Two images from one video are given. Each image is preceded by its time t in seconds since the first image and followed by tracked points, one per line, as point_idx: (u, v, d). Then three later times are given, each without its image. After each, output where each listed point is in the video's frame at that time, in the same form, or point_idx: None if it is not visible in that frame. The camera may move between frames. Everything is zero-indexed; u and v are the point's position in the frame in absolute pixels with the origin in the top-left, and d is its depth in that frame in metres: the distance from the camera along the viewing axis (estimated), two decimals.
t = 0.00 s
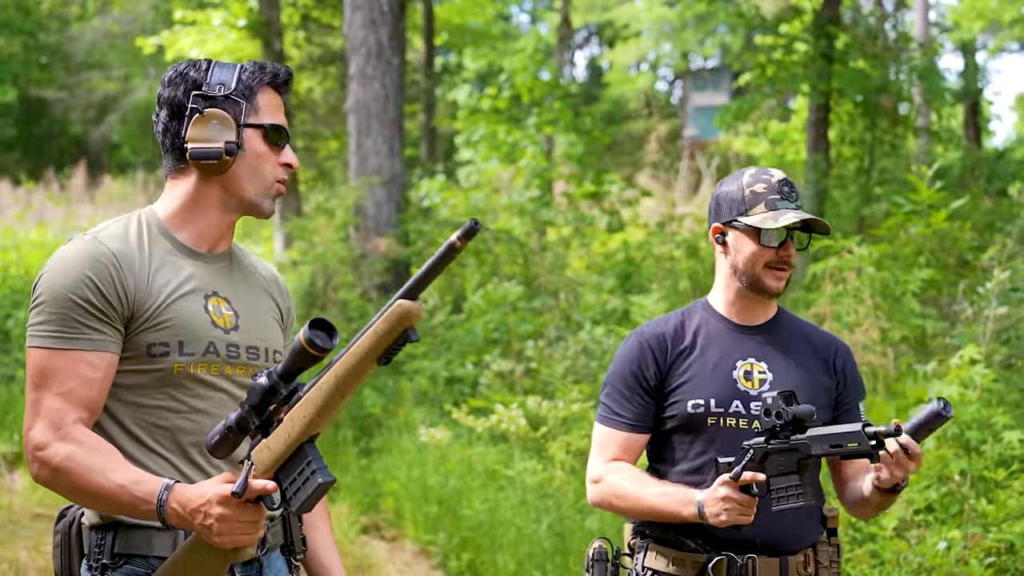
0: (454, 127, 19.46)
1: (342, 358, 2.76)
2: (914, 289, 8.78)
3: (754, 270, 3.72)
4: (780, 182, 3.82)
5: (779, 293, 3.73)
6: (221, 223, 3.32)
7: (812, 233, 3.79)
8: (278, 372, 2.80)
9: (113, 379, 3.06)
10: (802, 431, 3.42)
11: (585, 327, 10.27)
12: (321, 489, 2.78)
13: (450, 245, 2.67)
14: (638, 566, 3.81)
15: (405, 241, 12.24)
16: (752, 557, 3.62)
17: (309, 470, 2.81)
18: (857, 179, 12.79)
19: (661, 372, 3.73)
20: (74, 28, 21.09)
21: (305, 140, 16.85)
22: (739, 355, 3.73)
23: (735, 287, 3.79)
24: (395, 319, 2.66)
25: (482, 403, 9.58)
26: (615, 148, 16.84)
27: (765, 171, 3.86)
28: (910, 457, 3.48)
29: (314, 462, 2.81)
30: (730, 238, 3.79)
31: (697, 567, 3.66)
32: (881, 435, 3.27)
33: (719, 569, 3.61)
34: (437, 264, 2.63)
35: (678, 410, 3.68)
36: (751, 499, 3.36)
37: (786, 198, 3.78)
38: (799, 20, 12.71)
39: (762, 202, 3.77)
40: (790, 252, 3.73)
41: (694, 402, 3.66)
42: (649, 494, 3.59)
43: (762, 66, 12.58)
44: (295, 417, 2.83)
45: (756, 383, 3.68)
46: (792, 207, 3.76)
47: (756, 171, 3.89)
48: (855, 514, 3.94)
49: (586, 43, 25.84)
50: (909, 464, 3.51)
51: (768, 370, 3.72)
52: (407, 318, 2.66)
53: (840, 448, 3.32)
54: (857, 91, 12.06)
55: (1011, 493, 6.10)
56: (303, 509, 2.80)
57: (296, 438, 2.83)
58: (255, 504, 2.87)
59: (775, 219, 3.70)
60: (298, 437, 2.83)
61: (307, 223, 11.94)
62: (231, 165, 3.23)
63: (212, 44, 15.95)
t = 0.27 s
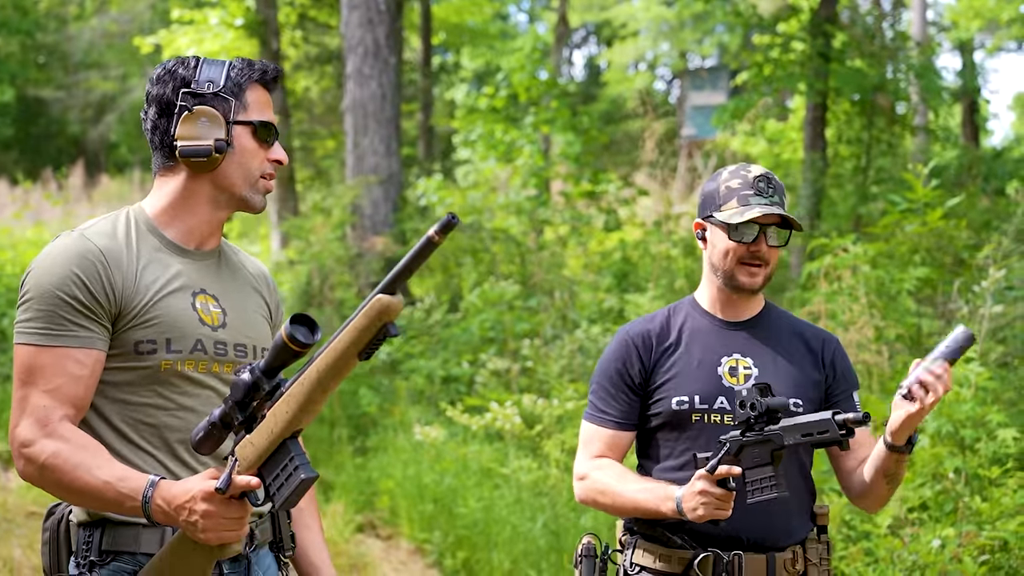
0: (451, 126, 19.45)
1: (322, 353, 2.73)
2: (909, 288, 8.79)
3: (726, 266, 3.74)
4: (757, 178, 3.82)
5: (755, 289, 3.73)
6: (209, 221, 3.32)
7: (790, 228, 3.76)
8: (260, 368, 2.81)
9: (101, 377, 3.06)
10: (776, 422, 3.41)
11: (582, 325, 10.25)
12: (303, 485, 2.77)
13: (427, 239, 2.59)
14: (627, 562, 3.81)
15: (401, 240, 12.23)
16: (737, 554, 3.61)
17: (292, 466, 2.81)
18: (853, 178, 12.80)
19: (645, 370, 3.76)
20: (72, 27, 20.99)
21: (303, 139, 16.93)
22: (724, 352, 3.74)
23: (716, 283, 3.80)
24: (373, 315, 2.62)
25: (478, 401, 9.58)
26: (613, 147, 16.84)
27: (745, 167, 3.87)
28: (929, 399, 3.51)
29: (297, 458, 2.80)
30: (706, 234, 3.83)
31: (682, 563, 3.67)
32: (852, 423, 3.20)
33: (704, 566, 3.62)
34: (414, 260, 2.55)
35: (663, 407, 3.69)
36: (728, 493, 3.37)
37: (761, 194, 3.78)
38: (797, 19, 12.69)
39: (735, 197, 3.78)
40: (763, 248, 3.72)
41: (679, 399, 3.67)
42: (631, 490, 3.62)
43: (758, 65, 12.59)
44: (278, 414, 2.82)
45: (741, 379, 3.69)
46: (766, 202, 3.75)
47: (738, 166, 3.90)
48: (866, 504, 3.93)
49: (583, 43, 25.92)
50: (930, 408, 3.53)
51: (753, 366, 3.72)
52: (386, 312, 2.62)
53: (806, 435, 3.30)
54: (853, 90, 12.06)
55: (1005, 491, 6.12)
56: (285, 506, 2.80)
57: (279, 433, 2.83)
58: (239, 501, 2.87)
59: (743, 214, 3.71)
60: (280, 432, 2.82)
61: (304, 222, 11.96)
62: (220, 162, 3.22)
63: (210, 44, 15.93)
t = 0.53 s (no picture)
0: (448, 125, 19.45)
1: (303, 347, 2.75)
2: (902, 286, 8.80)
3: (704, 268, 3.75)
4: (740, 184, 3.83)
5: (732, 293, 3.72)
6: (195, 218, 3.32)
7: (770, 236, 3.75)
8: (242, 363, 2.82)
9: (85, 374, 3.06)
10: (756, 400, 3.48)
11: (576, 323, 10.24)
12: (284, 480, 2.78)
13: (406, 232, 2.63)
14: (611, 559, 3.83)
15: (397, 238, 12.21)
16: (720, 551, 3.62)
17: (273, 460, 2.81)
18: (848, 177, 12.80)
19: (626, 367, 3.78)
20: (69, 26, 21.03)
21: (298, 138, 17.07)
22: (705, 348, 3.75)
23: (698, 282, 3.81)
24: (353, 307, 2.63)
25: (471, 400, 9.59)
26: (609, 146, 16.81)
27: (730, 171, 3.88)
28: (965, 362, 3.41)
29: (278, 452, 2.80)
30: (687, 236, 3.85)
31: (665, 558, 3.68)
32: (836, 390, 3.32)
33: (686, 563, 3.63)
34: (391, 251, 2.59)
35: (643, 404, 3.71)
36: (705, 480, 3.42)
37: (742, 199, 3.78)
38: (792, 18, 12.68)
39: (716, 200, 3.80)
40: (741, 254, 3.71)
41: (658, 395, 3.69)
42: (610, 484, 3.67)
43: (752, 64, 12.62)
44: (259, 408, 2.83)
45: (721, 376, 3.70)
46: (745, 208, 3.76)
47: (724, 170, 3.92)
48: (868, 491, 3.72)
49: (579, 42, 25.94)
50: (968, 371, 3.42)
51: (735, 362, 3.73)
52: (366, 305, 2.63)
53: (788, 407, 3.39)
54: (848, 89, 12.05)
55: (996, 489, 6.14)
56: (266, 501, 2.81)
57: (261, 428, 2.84)
58: (221, 496, 2.90)
59: (721, 218, 3.72)
60: (263, 427, 2.83)
61: (299, 221, 11.96)
62: (208, 160, 3.22)
63: (206, 43, 15.85)
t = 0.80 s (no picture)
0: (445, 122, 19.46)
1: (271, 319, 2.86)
2: (895, 283, 8.81)
3: (698, 265, 3.76)
4: (727, 178, 3.87)
5: (725, 290, 3.74)
6: (184, 220, 3.39)
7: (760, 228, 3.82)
8: (214, 337, 2.97)
9: (69, 376, 3.17)
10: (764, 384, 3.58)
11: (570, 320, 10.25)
12: (260, 447, 2.85)
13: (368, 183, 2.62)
14: (598, 558, 3.84)
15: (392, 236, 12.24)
16: (708, 548, 3.64)
17: (247, 431, 2.88)
18: (844, 174, 12.81)
19: (609, 367, 3.81)
20: (65, 22, 21.00)
21: (294, 135, 17.08)
22: (688, 347, 3.77)
23: (682, 280, 3.82)
24: (320, 265, 2.64)
25: (465, 397, 9.63)
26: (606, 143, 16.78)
27: (713, 167, 3.91)
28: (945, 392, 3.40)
29: (252, 422, 2.87)
30: (676, 234, 3.84)
31: (655, 557, 3.69)
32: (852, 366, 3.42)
33: (675, 561, 3.64)
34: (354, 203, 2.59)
35: (628, 404, 3.74)
36: (706, 467, 3.45)
37: (733, 193, 3.83)
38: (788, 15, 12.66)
39: (708, 198, 3.82)
40: (737, 247, 3.75)
41: (643, 395, 3.72)
42: (594, 476, 3.67)
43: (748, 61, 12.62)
44: (233, 382, 2.91)
45: (704, 373, 3.72)
46: (739, 202, 3.80)
47: (705, 165, 3.95)
48: (862, 479, 3.80)
49: (576, 38, 25.94)
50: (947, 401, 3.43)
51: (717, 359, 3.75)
52: (333, 261, 2.63)
53: (808, 388, 3.49)
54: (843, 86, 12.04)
55: (985, 486, 6.17)
56: (244, 469, 2.88)
57: (235, 398, 2.92)
58: (199, 475, 2.98)
59: (720, 214, 3.74)
60: (236, 398, 2.91)
61: (295, 218, 12.00)
62: (197, 161, 3.24)
63: (201, 40, 15.62)
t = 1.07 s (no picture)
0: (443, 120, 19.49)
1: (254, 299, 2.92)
2: (890, 281, 8.82)
3: (682, 263, 3.78)
4: (709, 176, 3.87)
5: (709, 286, 3.78)
6: (181, 222, 3.40)
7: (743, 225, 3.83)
8: (196, 323, 3.03)
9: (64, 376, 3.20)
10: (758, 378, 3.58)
11: (567, 317, 10.25)
12: (249, 427, 2.88)
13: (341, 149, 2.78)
14: (588, 557, 3.82)
15: (390, 234, 12.48)
16: (696, 546, 3.64)
17: (236, 412, 2.92)
18: (841, 172, 12.82)
19: (596, 368, 3.82)
20: (63, 20, 21.03)
21: (292, 133, 17.12)
22: (673, 347, 3.79)
23: (667, 280, 3.85)
24: (297, 238, 2.75)
25: (461, 394, 9.64)
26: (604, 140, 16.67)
27: (695, 165, 3.92)
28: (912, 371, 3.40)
29: (240, 403, 2.91)
30: (659, 232, 3.86)
31: (644, 556, 3.69)
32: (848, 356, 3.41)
33: (664, 560, 3.65)
34: (329, 170, 2.76)
35: (616, 404, 3.76)
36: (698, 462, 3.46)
37: (715, 191, 3.83)
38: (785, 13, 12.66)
39: (690, 195, 3.82)
40: (720, 245, 3.77)
41: (630, 395, 3.73)
42: (585, 475, 3.66)
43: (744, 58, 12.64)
44: (217, 365, 2.96)
45: (690, 373, 3.74)
46: (721, 200, 3.81)
47: (687, 164, 3.95)
48: (846, 472, 3.80)
49: (575, 35, 25.94)
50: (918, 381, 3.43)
51: (702, 358, 3.77)
52: (308, 235, 2.74)
53: (805, 378, 3.46)
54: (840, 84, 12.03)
55: (978, 484, 6.17)
56: (234, 451, 2.91)
57: (220, 380, 2.96)
58: (190, 462, 3.01)
59: (704, 211, 3.75)
60: (221, 380, 2.96)
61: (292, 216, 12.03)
62: (194, 165, 3.24)
63: (199, 38, 15.68)
